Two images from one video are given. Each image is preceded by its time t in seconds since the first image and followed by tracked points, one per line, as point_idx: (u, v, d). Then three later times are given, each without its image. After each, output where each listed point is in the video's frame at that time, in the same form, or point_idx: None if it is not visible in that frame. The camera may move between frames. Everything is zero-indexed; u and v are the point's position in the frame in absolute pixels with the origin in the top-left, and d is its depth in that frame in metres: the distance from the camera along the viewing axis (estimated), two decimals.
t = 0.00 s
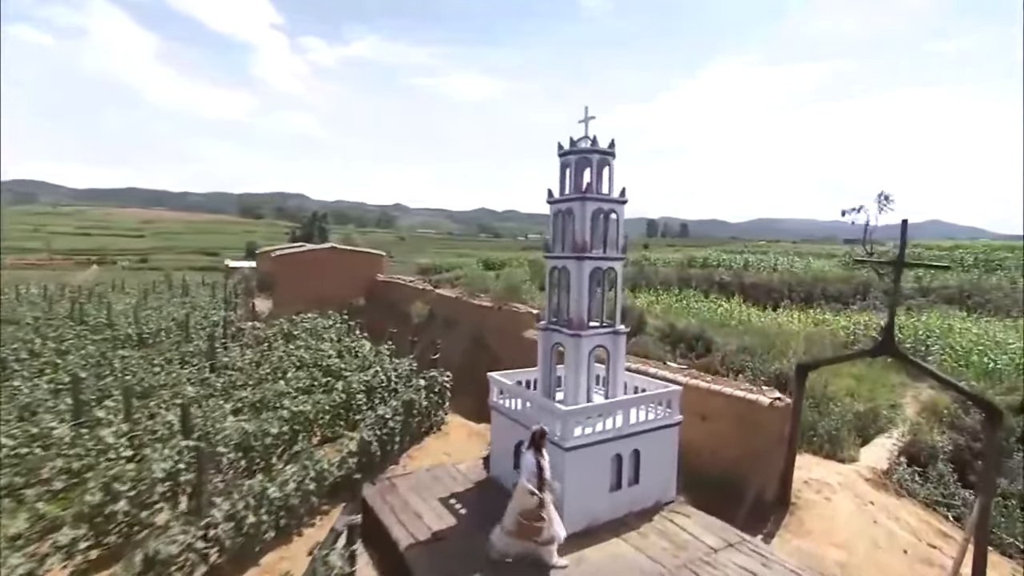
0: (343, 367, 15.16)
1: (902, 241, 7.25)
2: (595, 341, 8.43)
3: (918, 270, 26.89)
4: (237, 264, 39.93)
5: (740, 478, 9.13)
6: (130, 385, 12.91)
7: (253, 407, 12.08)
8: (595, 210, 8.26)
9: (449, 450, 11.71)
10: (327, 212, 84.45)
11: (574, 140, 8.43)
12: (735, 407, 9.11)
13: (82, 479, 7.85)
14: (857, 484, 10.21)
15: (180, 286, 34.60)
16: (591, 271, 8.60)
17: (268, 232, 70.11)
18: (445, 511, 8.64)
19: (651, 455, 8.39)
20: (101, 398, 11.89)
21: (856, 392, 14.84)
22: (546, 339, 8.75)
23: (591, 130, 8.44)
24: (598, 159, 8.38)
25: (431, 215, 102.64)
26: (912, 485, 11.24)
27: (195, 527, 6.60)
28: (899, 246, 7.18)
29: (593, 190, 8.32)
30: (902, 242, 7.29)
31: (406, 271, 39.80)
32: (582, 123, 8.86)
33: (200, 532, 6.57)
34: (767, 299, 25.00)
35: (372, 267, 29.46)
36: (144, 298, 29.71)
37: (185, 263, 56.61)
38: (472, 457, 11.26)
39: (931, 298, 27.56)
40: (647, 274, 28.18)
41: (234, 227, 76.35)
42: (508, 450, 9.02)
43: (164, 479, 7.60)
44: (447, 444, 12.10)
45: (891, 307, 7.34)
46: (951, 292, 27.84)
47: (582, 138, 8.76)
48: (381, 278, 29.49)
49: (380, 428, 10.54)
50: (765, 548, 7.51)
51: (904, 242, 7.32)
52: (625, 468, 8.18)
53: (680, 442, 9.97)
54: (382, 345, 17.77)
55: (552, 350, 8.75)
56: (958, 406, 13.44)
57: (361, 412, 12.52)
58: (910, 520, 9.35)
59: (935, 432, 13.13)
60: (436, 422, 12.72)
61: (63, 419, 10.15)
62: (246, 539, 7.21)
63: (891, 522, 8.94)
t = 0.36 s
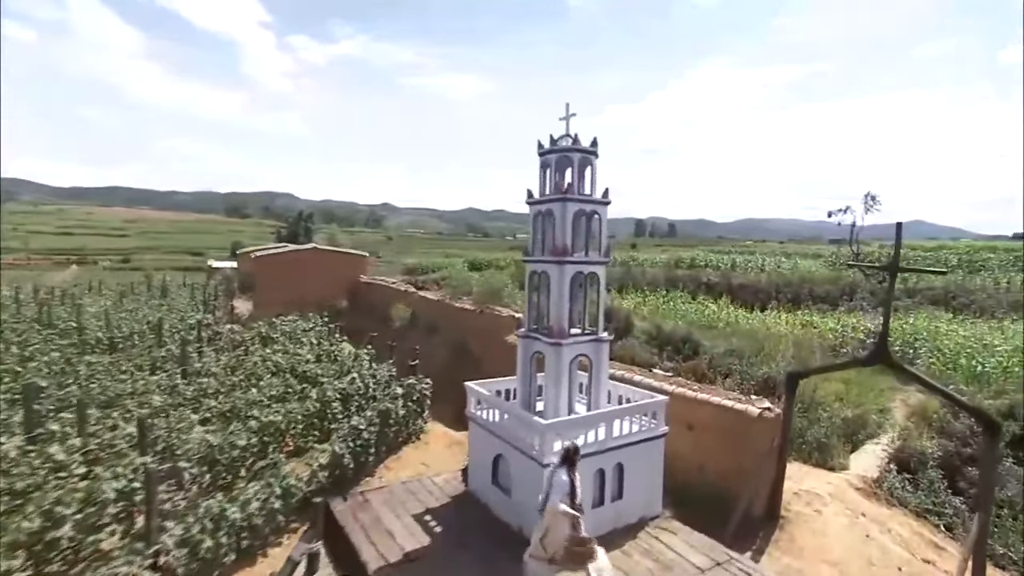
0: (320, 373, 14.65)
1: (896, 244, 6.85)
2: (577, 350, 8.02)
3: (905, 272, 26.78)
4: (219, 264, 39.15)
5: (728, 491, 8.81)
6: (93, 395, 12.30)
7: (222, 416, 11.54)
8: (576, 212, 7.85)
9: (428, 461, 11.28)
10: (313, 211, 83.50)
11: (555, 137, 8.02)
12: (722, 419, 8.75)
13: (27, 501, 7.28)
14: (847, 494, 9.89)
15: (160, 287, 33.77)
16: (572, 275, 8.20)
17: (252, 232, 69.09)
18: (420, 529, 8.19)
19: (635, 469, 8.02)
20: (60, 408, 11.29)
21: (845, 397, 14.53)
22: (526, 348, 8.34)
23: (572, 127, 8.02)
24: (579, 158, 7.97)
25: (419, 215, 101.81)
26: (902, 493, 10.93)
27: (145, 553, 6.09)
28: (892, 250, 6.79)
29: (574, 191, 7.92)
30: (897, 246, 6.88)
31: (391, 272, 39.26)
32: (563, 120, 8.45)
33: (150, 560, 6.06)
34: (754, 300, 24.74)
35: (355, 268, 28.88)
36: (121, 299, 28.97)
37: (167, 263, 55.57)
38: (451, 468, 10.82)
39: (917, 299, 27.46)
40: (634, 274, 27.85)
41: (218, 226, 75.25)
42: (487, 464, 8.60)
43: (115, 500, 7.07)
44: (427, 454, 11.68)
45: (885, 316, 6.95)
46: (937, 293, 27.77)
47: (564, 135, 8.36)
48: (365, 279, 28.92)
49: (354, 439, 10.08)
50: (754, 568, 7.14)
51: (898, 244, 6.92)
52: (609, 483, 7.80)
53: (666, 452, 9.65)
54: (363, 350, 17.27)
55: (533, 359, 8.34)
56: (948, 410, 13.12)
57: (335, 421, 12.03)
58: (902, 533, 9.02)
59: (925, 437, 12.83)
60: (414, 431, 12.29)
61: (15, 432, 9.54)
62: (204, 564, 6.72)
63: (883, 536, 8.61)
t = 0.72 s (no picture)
0: (301, 378, 14.21)
1: (898, 245, 6.43)
2: (563, 358, 7.62)
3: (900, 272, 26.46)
4: (206, 265, 38.53)
5: (722, 504, 8.42)
6: (61, 404, 11.78)
7: (196, 425, 11.05)
8: (561, 212, 7.44)
9: (410, 471, 10.88)
10: (305, 211, 82.77)
11: (540, 134, 7.62)
12: (715, 428, 8.37)
13: None
14: (845, 504, 9.53)
15: (146, 288, 33.16)
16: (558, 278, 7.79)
17: (243, 232, 68.32)
18: (398, 546, 7.75)
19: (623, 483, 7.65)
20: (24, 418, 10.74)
21: (841, 401, 14.17)
22: (510, 354, 7.94)
23: (558, 124, 7.63)
24: (565, 155, 7.57)
25: (411, 214, 101.07)
26: (900, 502, 10.58)
27: None
28: (893, 252, 6.38)
29: (559, 190, 7.51)
30: (899, 247, 6.47)
31: (382, 272, 38.75)
32: (549, 115, 8.04)
33: None
34: (747, 300, 24.37)
35: (344, 269, 28.37)
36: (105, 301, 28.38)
37: (155, 263, 54.80)
38: (434, 478, 10.43)
39: (912, 300, 27.19)
40: (627, 275, 27.42)
41: (209, 226, 74.42)
42: (469, 477, 8.19)
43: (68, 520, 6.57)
44: (410, 463, 11.27)
45: (886, 322, 6.54)
46: (931, 293, 27.48)
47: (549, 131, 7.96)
48: (354, 279, 28.40)
49: (331, 450, 9.65)
50: None
51: (900, 245, 6.51)
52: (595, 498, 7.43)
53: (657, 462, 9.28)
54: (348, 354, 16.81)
55: (516, 366, 7.94)
56: (945, 415, 12.75)
57: (315, 429, 11.60)
58: (902, 546, 8.69)
59: (922, 443, 12.47)
60: (397, 439, 11.87)
61: None
62: None
63: (883, 550, 8.26)
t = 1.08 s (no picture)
0: (286, 381, 13.76)
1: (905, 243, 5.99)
2: (551, 363, 7.22)
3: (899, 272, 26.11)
4: (199, 265, 38.03)
5: (720, 515, 8.02)
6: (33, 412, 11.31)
7: (173, 432, 10.61)
8: (549, 209, 7.05)
9: (396, 478, 10.48)
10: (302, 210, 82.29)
11: (527, 127, 7.25)
12: (712, 435, 7.98)
13: None
14: (847, 514, 9.13)
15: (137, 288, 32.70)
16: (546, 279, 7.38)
17: (238, 231, 67.79)
18: (377, 561, 7.34)
19: (615, 494, 7.27)
20: None
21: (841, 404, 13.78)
22: (496, 360, 7.55)
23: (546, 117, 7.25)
24: (554, 149, 7.18)
25: (408, 214, 100.55)
26: (904, 511, 10.18)
27: None
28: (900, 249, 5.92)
29: (548, 186, 7.13)
30: (906, 246, 6.05)
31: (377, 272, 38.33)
32: (538, 108, 7.65)
33: None
34: (745, 301, 23.94)
35: (336, 269, 27.94)
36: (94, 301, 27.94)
37: (149, 263, 54.20)
38: (420, 487, 10.03)
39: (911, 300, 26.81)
40: (623, 275, 26.99)
41: (204, 225, 73.85)
42: (453, 487, 7.79)
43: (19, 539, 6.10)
44: (396, 470, 10.88)
45: (893, 325, 6.07)
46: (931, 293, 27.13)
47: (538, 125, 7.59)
48: (346, 280, 27.94)
49: (311, 458, 9.24)
50: None
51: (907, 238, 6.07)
52: (586, 511, 7.05)
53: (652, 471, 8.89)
54: (337, 356, 16.39)
55: (503, 372, 7.55)
56: (948, 420, 12.34)
57: (297, 435, 11.15)
58: (907, 560, 8.29)
59: (926, 449, 12.06)
60: (383, 445, 11.47)
61: None
62: None
63: (888, 565, 7.86)
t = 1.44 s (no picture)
0: (273, 383, 13.36)
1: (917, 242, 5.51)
2: (541, 367, 6.82)
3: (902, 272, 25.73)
4: (193, 264, 37.59)
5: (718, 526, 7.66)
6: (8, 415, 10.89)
7: (151, 436, 10.19)
8: (539, 205, 6.67)
9: (382, 485, 10.10)
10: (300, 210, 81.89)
11: (516, 117, 6.88)
12: (710, 444, 7.61)
13: None
14: (851, 524, 8.75)
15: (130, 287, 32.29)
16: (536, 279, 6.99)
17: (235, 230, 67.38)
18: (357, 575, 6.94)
19: (608, 506, 6.89)
20: None
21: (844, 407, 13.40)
22: (483, 363, 7.17)
23: (536, 107, 6.88)
24: (544, 141, 6.80)
25: (407, 214, 100.05)
26: (910, 520, 9.81)
27: None
28: (911, 248, 5.45)
29: (537, 180, 6.74)
30: (917, 245, 5.57)
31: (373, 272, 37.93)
32: (528, 98, 7.26)
33: None
34: (744, 301, 23.50)
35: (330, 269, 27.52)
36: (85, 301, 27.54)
37: (144, 262, 53.73)
38: (407, 494, 9.64)
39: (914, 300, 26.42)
40: (621, 275, 26.54)
41: (202, 224, 73.43)
42: (438, 497, 7.41)
43: None
44: (383, 476, 10.50)
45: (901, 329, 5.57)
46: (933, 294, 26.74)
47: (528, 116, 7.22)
48: (341, 279, 27.52)
49: (292, 465, 8.85)
50: None
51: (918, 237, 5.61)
52: (576, 523, 6.68)
53: (649, 481, 8.53)
54: (328, 357, 16.01)
55: (490, 376, 7.17)
56: (954, 424, 11.96)
57: (282, 439, 10.75)
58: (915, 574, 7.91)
59: (932, 455, 11.65)
60: (369, 450, 11.08)
61: None
62: None
63: None
